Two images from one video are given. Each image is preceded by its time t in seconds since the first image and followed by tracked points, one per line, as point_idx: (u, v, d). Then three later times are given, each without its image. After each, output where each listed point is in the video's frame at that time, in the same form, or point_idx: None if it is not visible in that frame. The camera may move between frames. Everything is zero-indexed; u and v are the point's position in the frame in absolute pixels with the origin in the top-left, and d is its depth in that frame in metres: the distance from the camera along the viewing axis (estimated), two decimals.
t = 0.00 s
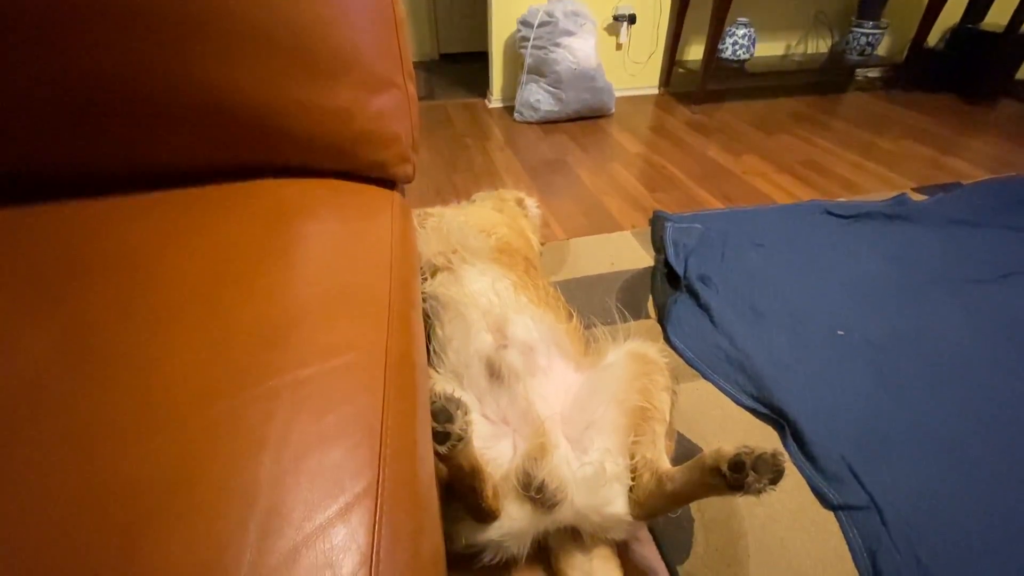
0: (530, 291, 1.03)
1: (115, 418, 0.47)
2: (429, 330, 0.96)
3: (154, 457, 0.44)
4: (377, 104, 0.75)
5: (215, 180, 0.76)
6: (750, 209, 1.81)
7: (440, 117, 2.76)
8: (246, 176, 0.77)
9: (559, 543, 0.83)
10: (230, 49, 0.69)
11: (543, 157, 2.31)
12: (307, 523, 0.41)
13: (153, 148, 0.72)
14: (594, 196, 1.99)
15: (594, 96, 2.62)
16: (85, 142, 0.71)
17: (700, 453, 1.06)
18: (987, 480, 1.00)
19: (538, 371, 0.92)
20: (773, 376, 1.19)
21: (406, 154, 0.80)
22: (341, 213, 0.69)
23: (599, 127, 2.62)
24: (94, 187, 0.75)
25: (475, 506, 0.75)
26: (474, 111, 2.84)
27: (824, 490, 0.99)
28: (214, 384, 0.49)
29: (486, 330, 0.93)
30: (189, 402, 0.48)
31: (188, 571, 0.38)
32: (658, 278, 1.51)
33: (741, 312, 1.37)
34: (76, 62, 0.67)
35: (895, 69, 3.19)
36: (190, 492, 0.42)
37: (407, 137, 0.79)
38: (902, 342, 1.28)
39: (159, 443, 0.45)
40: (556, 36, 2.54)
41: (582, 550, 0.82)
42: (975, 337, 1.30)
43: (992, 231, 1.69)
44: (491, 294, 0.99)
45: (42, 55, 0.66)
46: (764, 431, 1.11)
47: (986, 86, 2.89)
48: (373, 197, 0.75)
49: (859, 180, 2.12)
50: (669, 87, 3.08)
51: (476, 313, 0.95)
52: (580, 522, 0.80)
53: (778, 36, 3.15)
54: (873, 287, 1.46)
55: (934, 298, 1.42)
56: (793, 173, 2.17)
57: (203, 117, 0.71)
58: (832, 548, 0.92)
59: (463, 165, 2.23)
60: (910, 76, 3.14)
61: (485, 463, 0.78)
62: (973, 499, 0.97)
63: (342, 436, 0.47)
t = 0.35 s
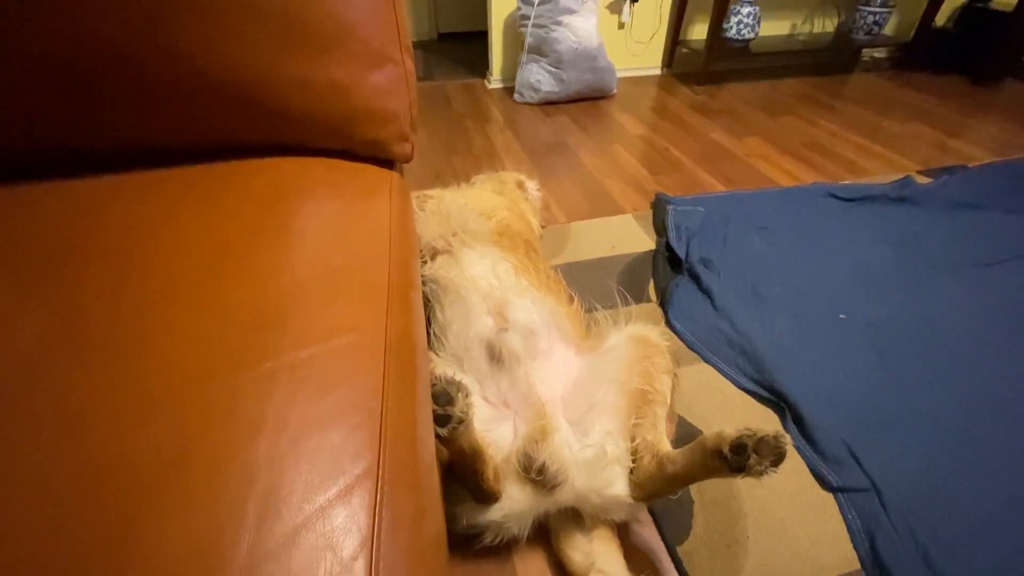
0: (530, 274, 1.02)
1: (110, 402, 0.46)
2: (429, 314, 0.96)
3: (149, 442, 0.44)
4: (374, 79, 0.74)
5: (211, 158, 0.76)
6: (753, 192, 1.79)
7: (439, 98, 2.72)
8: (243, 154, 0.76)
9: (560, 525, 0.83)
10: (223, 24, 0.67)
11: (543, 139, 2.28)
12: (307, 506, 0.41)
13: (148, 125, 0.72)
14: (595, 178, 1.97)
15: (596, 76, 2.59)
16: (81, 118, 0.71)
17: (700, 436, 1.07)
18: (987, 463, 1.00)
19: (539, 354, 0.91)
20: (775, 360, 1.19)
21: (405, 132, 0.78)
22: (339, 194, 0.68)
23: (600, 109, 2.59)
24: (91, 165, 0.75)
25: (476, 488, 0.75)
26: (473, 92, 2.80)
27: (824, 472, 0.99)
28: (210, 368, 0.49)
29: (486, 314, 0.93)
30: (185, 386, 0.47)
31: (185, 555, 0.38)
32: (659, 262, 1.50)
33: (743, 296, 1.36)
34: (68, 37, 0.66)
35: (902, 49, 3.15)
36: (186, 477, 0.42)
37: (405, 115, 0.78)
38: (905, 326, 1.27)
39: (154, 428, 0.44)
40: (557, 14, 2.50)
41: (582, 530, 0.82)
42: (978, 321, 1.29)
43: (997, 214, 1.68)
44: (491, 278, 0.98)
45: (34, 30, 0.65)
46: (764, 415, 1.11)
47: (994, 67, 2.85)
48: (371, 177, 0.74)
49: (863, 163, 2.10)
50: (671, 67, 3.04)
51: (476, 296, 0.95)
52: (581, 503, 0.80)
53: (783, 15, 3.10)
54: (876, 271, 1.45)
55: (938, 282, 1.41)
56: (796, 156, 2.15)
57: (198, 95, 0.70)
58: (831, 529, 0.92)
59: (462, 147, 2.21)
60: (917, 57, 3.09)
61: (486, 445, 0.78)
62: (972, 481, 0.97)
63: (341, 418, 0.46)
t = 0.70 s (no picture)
0: (529, 258, 1.01)
1: (99, 388, 0.45)
2: (428, 299, 0.95)
3: (140, 426, 0.43)
4: (369, 57, 0.73)
5: (205, 138, 0.75)
6: (755, 177, 1.77)
7: (438, 81, 2.69)
8: (238, 134, 0.75)
9: (559, 509, 0.83)
10: None
11: (544, 122, 2.25)
12: (301, 489, 0.40)
13: (141, 103, 0.71)
14: (595, 162, 1.95)
15: (597, 58, 2.55)
16: (74, 96, 0.69)
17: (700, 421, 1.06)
18: (987, 448, 1.00)
19: (538, 339, 0.90)
20: (776, 345, 1.18)
21: (401, 112, 0.77)
22: (334, 174, 0.67)
23: (602, 92, 2.56)
24: (85, 145, 0.74)
25: (475, 473, 0.75)
26: (473, 75, 2.76)
27: (824, 457, 0.98)
28: (201, 352, 0.48)
29: (486, 299, 0.92)
30: (175, 370, 0.46)
31: (174, 540, 0.37)
32: (660, 247, 1.49)
33: (745, 282, 1.35)
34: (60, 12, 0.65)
35: (908, 31, 3.10)
36: (177, 462, 0.41)
37: (401, 94, 0.77)
38: (907, 311, 1.26)
39: (145, 412, 0.44)
40: None
41: (582, 515, 0.82)
42: (981, 306, 1.28)
43: (1002, 199, 1.66)
44: (490, 262, 0.97)
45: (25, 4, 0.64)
46: (765, 400, 1.10)
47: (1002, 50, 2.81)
48: (367, 157, 0.73)
49: (867, 147, 2.07)
50: (674, 50, 3.01)
51: (475, 281, 0.94)
52: (580, 488, 0.80)
53: None
54: (879, 256, 1.43)
55: (940, 267, 1.40)
56: (799, 140, 2.13)
57: (190, 72, 0.69)
58: (832, 513, 0.92)
59: (462, 131, 2.18)
60: (924, 39, 3.05)
61: (485, 431, 0.78)
62: (972, 467, 0.97)
63: (336, 402, 0.45)
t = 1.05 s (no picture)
0: (530, 245, 1.00)
1: (96, 371, 0.45)
2: (427, 286, 0.94)
3: (135, 410, 0.42)
4: (366, 36, 0.71)
5: (201, 119, 0.74)
6: (758, 163, 1.75)
7: (437, 65, 2.66)
8: (234, 115, 0.74)
9: (560, 496, 0.82)
10: None
11: (544, 108, 2.23)
12: (299, 476, 0.40)
13: (136, 83, 0.70)
14: (596, 148, 1.93)
15: (599, 42, 2.53)
16: (68, 76, 0.69)
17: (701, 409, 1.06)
18: (989, 436, 0.99)
19: (539, 326, 0.89)
20: (778, 332, 1.17)
21: (399, 93, 0.76)
22: (330, 157, 0.66)
23: (603, 77, 2.52)
24: (81, 126, 0.74)
25: (475, 459, 0.75)
26: (473, 59, 2.73)
27: (824, 444, 0.98)
28: (195, 337, 0.47)
29: (486, 286, 0.91)
30: (169, 355, 0.46)
31: (169, 525, 0.37)
32: (661, 234, 1.47)
33: (747, 269, 1.34)
34: None
35: (914, 15, 3.06)
36: (172, 448, 0.40)
37: (398, 75, 0.75)
38: (910, 299, 1.25)
39: (140, 395, 0.43)
40: None
41: (582, 501, 0.82)
42: (983, 294, 1.27)
43: (1007, 186, 1.64)
44: (490, 249, 0.96)
45: None
46: (766, 387, 1.10)
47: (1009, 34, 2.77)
48: (365, 140, 0.72)
49: (871, 133, 2.05)
50: (677, 35, 2.97)
51: (475, 267, 0.93)
52: (581, 474, 0.79)
53: None
54: (882, 244, 1.42)
55: (944, 255, 1.38)
56: (803, 125, 2.10)
57: (185, 52, 0.69)
58: (832, 499, 0.92)
59: (461, 116, 2.16)
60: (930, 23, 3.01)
61: (485, 418, 0.77)
62: (972, 454, 0.96)
63: (334, 387, 0.45)
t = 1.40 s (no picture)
0: (531, 233, 0.99)
1: (96, 358, 0.44)
2: (427, 274, 0.93)
3: (134, 397, 0.42)
4: (362, 19, 0.71)
5: (199, 104, 0.74)
6: (761, 151, 1.74)
7: (436, 52, 2.63)
8: (232, 100, 0.74)
9: (560, 484, 0.82)
10: None
11: (544, 95, 2.21)
12: (300, 464, 0.40)
13: (132, 68, 0.69)
14: (597, 136, 1.92)
15: (600, 28, 2.51)
16: (64, 59, 0.68)
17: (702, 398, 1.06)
18: (990, 425, 0.99)
19: (540, 314, 0.89)
20: (779, 321, 1.17)
21: (397, 77, 0.75)
22: (329, 143, 0.66)
23: (604, 64, 2.50)
24: (78, 111, 0.73)
25: (476, 447, 0.74)
26: (472, 46, 2.70)
27: (824, 432, 0.98)
28: (193, 324, 0.47)
29: (486, 274, 0.90)
30: (165, 344, 0.45)
31: (167, 515, 0.36)
32: (662, 222, 1.46)
33: (748, 258, 1.33)
34: None
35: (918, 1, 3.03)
36: (169, 437, 0.40)
37: (397, 58, 0.74)
38: (911, 287, 1.25)
39: (139, 382, 0.43)
40: None
41: (583, 489, 0.82)
42: (985, 282, 1.27)
43: (1010, 174, 1.63)
44: (491, 237, 0.95)
45: None
46: (767, 376, 1.09)
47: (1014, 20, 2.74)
48: (364, 126, 0.71)
49: (874, 120, 2.04)
50: (678, 21, 2.94)
51: (475, 256, 0.92)
52: (581, 462, 0.80)
53: None
54: (885, 232, 1.41)
55: (947, 243, 1.38)
56: (805, 112, 2.09)
57: (182, 35, 0.68)
58: (833, 487, 0.92)
59: (460, 103, 2.14)
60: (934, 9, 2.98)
61: (486, 406, 0.77)
62: (973, 443, 0.96)
63: (334, 373, 0.45)
